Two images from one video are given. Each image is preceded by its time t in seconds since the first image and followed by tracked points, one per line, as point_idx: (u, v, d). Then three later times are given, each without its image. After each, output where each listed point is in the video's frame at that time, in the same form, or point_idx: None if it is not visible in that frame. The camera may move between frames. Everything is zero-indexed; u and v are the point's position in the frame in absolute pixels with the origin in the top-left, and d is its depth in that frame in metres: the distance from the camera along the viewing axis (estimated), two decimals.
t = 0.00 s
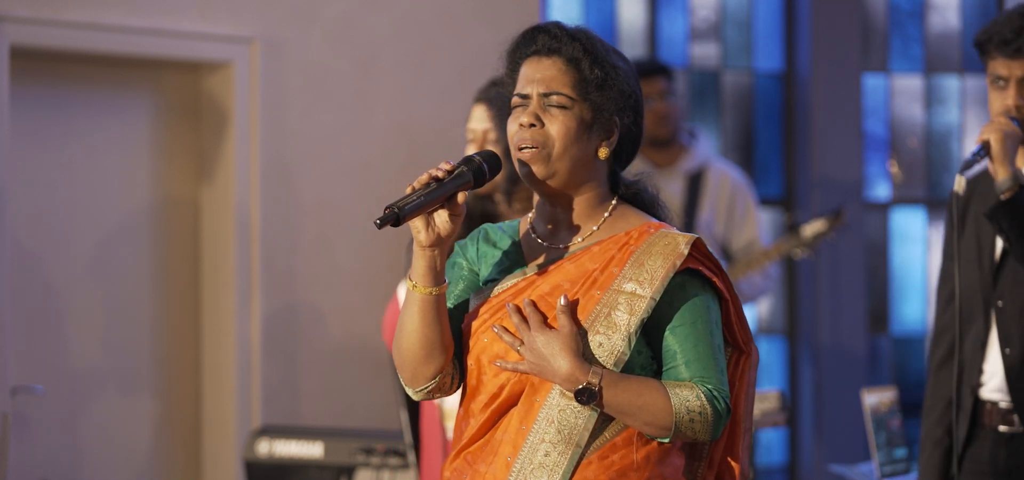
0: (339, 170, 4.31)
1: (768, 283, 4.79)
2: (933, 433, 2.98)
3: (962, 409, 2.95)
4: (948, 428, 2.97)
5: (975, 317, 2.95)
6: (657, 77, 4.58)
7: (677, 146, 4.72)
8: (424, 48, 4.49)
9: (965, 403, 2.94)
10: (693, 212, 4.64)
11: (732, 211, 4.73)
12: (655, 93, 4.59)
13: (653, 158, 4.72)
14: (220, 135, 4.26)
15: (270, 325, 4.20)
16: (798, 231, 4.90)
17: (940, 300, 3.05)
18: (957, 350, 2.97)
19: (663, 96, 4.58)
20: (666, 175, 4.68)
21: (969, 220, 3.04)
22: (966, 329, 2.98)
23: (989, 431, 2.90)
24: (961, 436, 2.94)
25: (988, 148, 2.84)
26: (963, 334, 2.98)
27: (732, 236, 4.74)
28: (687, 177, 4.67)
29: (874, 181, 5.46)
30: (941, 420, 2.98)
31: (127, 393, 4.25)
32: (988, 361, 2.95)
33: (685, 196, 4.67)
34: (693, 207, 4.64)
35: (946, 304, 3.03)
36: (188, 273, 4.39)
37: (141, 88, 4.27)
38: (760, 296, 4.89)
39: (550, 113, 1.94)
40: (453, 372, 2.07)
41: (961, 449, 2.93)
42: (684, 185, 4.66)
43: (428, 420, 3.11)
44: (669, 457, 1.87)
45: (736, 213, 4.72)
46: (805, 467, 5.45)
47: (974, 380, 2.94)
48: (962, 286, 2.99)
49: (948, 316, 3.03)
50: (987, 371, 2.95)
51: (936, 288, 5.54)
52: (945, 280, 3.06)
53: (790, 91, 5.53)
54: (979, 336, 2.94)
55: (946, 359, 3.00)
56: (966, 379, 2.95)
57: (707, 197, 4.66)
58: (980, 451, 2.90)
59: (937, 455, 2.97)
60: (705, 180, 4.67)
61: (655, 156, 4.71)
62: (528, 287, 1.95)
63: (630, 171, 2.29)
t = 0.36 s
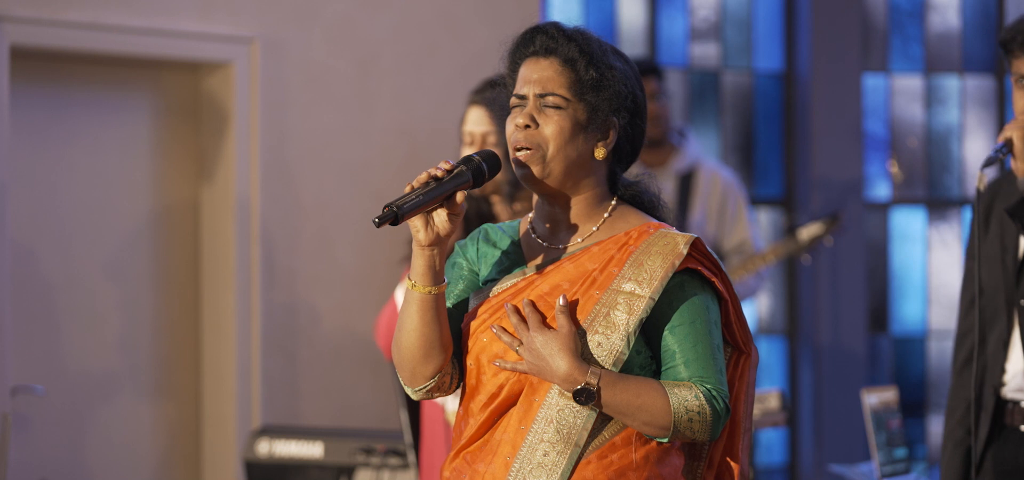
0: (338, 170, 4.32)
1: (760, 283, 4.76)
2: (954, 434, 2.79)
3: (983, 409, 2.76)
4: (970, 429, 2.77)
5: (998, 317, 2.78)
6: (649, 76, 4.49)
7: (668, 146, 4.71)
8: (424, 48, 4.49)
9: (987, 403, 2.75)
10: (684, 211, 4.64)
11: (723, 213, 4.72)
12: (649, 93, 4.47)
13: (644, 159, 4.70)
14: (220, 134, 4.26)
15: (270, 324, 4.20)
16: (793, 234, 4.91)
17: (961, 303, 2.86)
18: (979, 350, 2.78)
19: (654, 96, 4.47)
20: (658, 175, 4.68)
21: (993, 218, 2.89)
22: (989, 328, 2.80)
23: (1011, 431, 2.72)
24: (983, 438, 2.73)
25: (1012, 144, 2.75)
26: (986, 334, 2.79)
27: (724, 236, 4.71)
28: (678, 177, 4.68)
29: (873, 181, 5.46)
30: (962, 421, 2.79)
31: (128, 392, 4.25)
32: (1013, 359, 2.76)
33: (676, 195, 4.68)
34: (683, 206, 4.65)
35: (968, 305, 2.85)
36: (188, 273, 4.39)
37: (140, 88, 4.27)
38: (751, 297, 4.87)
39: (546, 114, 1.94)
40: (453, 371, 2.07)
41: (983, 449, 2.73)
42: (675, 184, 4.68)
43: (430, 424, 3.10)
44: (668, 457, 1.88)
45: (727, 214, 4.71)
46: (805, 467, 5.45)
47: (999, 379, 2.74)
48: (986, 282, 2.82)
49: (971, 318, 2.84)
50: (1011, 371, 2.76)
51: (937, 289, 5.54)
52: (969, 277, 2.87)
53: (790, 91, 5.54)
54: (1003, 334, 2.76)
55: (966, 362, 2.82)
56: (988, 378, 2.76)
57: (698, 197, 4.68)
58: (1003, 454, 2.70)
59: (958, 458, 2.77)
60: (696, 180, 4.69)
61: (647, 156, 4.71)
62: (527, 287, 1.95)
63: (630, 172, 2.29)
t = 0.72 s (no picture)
0: (338, 170, 4.32)
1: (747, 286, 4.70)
2: (965, 432, 2.59)
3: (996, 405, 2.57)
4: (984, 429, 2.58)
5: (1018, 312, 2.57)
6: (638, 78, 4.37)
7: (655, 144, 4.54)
8: (424, 48, 4.49)
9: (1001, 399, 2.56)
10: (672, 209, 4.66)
11: (709, 214, 4.73)
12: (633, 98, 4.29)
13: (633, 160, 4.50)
14: (220, 135, 4.27)
15: (270, 324, 4.20)
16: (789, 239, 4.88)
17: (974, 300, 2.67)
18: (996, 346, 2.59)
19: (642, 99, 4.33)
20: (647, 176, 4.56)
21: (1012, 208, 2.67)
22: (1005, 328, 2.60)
23: None
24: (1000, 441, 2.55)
25: None
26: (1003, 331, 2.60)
27: (711, 234, 4.69)
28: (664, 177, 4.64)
29: (873, 181, 5.46)
30: (975, 420, 2.59)
31: (128, 393, 4.25)
32: None
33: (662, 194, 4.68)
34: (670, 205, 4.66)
35: (982, 304, 2.65)
36: (188, 273, 4.39)
37: (140, 87, 4.27)
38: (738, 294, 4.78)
39: (544, 114, 1.94)
40: (449, 370, 2.07)
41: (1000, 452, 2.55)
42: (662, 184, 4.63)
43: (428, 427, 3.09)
44: (664, 456, 1.88)
45: (712, 215, 4.72)
46: (805, 468, 5.45)
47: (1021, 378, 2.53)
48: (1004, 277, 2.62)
49: (985, 317, 2.64)
50: None
51: (937, 289, 5.54)
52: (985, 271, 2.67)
53: (790, 92, 5.54)
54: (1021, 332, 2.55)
55: (981, 358, 2.62)
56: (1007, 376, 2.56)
57: (684, 198, 4.71)
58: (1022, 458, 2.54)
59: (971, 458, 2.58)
60: (681, 180, 4.70)
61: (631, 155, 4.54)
62: (524, 287, 1.96)
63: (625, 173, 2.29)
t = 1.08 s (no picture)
0: (338, 170, 4.32)
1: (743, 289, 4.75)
2: (967, 432, 2.91)
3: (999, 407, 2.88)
4: (984, 427, 2.90)
5: (1010, 321, 2.89)
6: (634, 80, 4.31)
7: (651, 147, 4.55)
8: (424, 48, 4.49)
9: (1004, 402, 2.87)
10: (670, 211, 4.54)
11: (705, 213, 4.66)
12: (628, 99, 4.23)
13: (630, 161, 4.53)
14: (220, 134, 4.27)
15: (270, 324, 4.20)
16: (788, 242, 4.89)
17: (969, 304, 2.98)
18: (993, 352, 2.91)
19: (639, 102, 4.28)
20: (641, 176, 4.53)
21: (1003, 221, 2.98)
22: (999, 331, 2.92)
23: None
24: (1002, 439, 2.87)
25: None
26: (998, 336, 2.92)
27: (708, 236, 4.64)
28: (661, 179, 4.60)
29: (873, 181, 5.46)
30: (976, 419, 2.91)
31: (128, 392, 4.25)
32: None
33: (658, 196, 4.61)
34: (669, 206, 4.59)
35: (977, 306, 2.96)
36: (188, 273, 4.40)
37: (140, 87, 4.28)
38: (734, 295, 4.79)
39: (540, 108, 1.96)
40: (443, 367, 2.07)
41: (1002, 451, 2.87)
42: (658, 185, 4.59)
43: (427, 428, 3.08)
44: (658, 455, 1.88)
45: (710, 216, 4.64)
46: (806, 468, 5.45)
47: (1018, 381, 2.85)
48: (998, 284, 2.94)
49: (980, 318, 2.95)
50: None
51: (936, 289, 5.53)
52: (980, 275, 2.99)
53: (790, 92, 5.54)
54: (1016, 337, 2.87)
55: (978, 359, 2.93)
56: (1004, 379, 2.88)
57: (680, 198, 4.62)
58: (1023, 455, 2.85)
59: (974, 455, 2.90)
60: (677, 180, 4.63)
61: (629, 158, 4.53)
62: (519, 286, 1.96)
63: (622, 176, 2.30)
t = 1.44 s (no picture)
0: (339, 170, 4.32)
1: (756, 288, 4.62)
2: (944, 433, 2.84)
3: (976, 408, 2.82)
4: (960, 428, 2.83)
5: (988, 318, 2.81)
6: (645, 78, 4.41)
7: (666, 146, 4.63)
8: (424, 48, 4.49)
9: (980, 403, 2.81)
10: (684, 214, 4.58)
11: (721, 214, 4.66)
12: (641, 97, 4.42)
13: (643, 160, 4.64)
14: (220, 134, 4.27)
15: (271, 324, 4.21)
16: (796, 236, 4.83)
17: (947, 302, 2.91)
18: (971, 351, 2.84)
19: (650, 100, 4.40)
20: (656, 178, 4.60)
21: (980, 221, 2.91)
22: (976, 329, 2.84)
23: (1004, 431, 2.77)
24: (975, 438, 2.80)
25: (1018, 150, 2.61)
26: (974, 334, 2.84)
27: (724, 237, 4.65)
28: (678, 179, 4.60)
29: (874, 181, 5.45)
30: (953, 420, 2.84)
31: (128, 392, 4.26)
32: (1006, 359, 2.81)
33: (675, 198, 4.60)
34: (685, 205, 4.59)
35: (955, 305, 2.89)
36: (188, 273, 4.40)
37: (141, 87, 4.28)
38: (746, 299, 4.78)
39: (531, 106, 1.97)
40: (439, 365, 2.09)
41: (975, 451, 2.80)
42: (675, 186, 4.59)
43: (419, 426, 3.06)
44: (655, 455, 1.87)
45: (726, 216, 4.65)
46: (806, 468, 5.45)
47: (992, 379, 2.78)
48: (976, 282, 2.86)
49: (959, 316, 2.88)
50: (1005, 370, 2.81)
51: (936, 288, 5.54)
52: (959, 273, 2.90)
53: (790, 92, 5.54)
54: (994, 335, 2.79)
55: (954, 359, 2.85)
56: (981, 379, 2.81)
57: (697, 198, 4.61)
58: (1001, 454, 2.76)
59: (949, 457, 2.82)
60: (695, 181, 4.62)
61: (645, 157, 4.63)
62: (516, 284, 1.97)
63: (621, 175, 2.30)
